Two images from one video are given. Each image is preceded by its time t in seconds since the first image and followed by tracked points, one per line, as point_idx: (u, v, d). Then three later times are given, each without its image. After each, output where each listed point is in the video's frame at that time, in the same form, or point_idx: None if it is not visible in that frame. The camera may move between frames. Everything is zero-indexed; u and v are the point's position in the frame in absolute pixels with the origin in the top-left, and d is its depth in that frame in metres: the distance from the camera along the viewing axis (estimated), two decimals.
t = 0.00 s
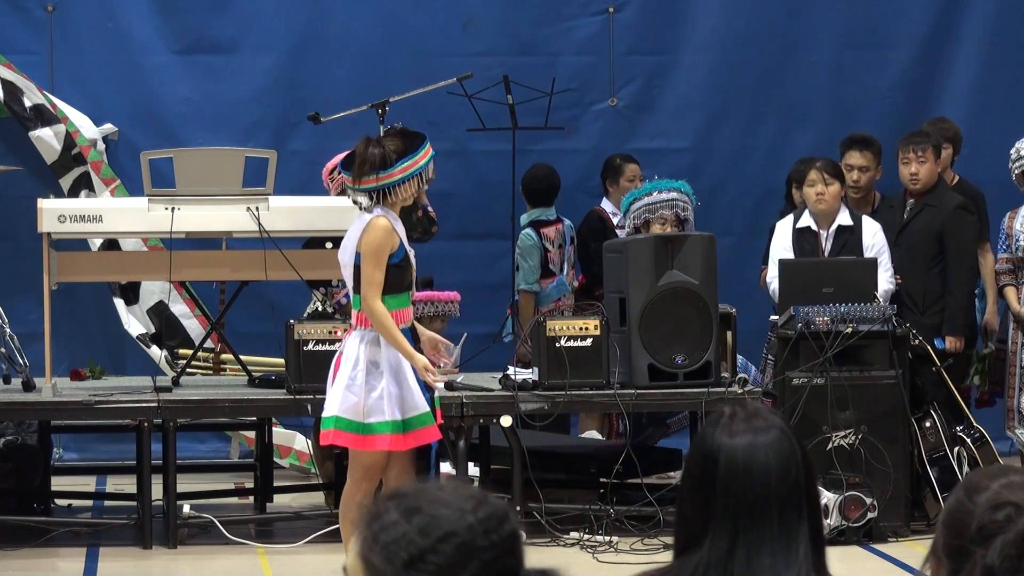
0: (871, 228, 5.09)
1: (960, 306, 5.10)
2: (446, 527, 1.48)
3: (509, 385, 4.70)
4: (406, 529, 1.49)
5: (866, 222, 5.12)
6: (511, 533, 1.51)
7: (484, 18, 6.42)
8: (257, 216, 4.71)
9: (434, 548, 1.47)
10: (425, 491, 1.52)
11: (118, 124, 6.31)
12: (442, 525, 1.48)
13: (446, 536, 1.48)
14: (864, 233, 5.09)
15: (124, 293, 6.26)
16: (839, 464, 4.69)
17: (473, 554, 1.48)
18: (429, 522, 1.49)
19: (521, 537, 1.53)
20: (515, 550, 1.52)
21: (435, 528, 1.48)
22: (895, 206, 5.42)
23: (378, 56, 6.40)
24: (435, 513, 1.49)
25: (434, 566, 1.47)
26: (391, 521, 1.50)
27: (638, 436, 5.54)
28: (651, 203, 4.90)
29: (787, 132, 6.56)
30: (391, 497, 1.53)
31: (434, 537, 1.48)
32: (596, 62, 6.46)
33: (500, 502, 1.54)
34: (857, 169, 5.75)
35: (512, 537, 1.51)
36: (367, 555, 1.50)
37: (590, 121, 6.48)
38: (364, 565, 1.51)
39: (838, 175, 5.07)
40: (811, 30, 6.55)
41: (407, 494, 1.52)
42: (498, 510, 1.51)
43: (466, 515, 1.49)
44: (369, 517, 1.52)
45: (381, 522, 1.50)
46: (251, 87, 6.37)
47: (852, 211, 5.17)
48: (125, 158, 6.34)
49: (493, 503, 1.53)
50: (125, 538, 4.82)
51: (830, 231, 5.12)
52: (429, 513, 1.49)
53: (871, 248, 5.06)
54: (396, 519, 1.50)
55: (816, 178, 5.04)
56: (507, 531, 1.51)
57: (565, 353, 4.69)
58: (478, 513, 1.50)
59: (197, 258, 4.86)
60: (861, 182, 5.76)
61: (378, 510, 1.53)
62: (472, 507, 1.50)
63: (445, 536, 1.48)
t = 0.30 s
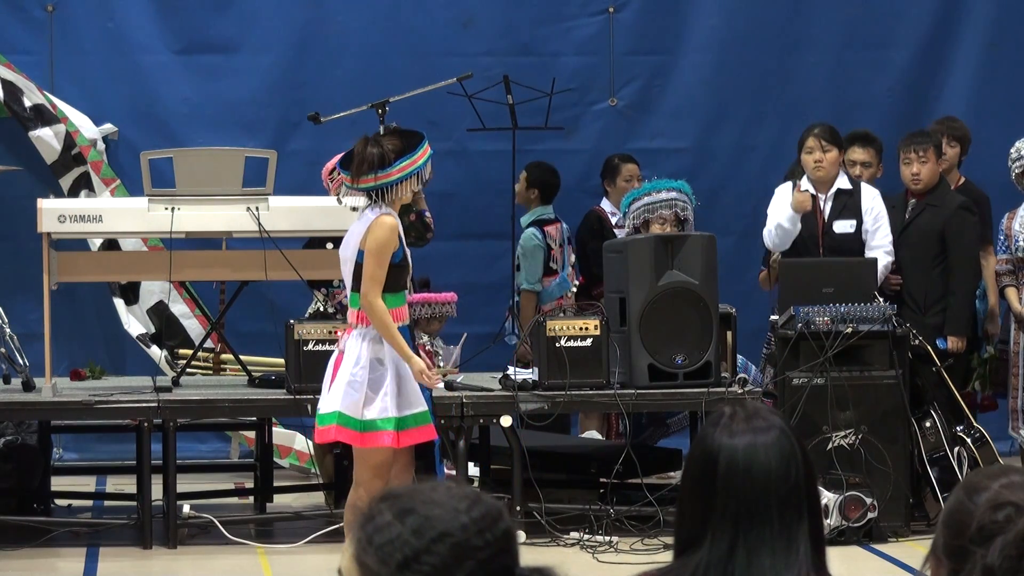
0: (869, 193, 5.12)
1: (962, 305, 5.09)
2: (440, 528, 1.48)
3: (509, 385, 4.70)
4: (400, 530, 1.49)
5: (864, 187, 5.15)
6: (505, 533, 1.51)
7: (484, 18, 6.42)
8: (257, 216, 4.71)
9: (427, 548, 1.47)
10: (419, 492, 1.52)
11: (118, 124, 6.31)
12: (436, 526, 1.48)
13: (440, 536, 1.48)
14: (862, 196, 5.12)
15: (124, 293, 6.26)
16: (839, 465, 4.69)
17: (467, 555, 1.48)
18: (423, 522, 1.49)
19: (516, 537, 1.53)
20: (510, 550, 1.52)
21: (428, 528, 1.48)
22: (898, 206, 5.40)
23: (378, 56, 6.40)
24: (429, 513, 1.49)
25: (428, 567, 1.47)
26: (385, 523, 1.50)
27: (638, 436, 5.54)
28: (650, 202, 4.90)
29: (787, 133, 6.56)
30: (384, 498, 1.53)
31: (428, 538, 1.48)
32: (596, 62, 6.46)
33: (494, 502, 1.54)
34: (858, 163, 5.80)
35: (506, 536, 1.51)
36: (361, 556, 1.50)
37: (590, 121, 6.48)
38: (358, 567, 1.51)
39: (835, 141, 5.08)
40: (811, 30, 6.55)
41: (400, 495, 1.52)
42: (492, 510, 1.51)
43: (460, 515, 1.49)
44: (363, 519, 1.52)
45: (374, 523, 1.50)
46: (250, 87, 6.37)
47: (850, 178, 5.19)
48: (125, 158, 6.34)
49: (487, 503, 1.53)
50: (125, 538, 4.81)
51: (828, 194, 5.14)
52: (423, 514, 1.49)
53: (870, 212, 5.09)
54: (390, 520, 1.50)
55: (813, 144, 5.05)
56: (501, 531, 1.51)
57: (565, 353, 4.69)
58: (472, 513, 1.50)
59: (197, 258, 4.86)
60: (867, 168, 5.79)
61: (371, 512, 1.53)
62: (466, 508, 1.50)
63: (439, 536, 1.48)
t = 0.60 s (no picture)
0: (869, 180, 5.14)
1: (965, 305, 5.09)
2: (439, 527, 1.48)
3: (509, 385, 4.70)
4: (399, 530, 1.49)
5: (864, 175, 5.17)
6: (504, 532, 1.51)
7: (484, 18, 6.42)
8: (257, 216, 4.71)
9: (426, 548, 1.47)
10: (418, 491, 1.52)
11: (118, 124, 6.31)
12: (435, 525, 1.48)
13: (439, 535, 1.48)
14: (863, 184, 5.14)
15: (124, 293, 6.26)
16: (839, 465, 4.69)
17: (466, 554, 1.48)
18: (422, 521, 1.49)
19: (516, 537, 1.53)
20: (510, 549, 1.52)
21: (427, 528, 1.48)
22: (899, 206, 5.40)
23: (378, 56, 6.40)
24: (428, 513, 1.49)
25: (427, 566, 1.47)
26: (385, 522, 1.50)
27: (638, 436, 5.54)
28: (650, 202, 4.90)
29: (787, 132, 6.56)
30: (385, 497, 1.53)
31: (427, 537, 1.48)
32: (596, 62, 6.46)
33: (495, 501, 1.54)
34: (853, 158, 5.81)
35: (505, 535, 1.51)
36: (362, 555, 1.51)
37: (590, 121, 6.48)
38: (359, 566, 1.52)
39: (837, 129, 5.11)
40: (811, 30, 6.55)
41: (400, 494, 1.52)
42: (491, 510, 1.51)
43: (459, 514, 1.49)
44: (364, 518, 1.52)
45: (374, 522, 1.51)
46: (251, 87, 6.37)
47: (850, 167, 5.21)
48: (125, 158, 6.34)
49: (487, 503, 1.53)
50: (125, 538, 4.82)
51: (828, 180, 5.15)
52: (423, 513, 1.49)
53: (870, 198, 5.10)
54: (390, 519, 1.50)
55: (816, 132, 5.07)
56: (501, 530, 1.51)
57: (565, 353, 4.69)
58: (471, 512, 1.50)
59: (197, 258, 4.86)
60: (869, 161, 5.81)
61: (371, 511, 1.53)
62: (466, 507, 1.50)
63: (439, 535, 1.48)
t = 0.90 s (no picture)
0: (869, 176, 5.14)
1: (966, 305, 5.09)
2: (440, 526, 1.48)
3: (509, 385, 4.70)
4: (401, 528, 1.49)
5: (864, 172, 5.17)
6: (506, 532, 1.51)
7: (484, 18, 6.42)
8: (257, 216, 4.71)
9: (427, 546, 1.48)
10: (421, 490, 1.52)
11: (118, 124, 6.32)
12: (437, 523, 1.48)
13: (440, 534, 1.48)
14: (862, 180, 5.14)
15: (124, 293, 6.26)
16: (839, 465, 4.69)
17: (467, 554, 1.48)
18: (424, 520, 1.49)
19: (518, 536, 1.53)
20: (512, 548, 1.52)
21: (429, 526, 1.49)
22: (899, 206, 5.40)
23: (378, 56, 6.40)
24: (430, 511, 1.49)
25: (427, 565, 1.47)
26: (387, 520, 1.50)
27: (638, 436, 5.53)
28: (648, 202, 4.90)
29: (787, 131, 6.56)
30: (388, 496, 1.53)
31: (428, 535, 1.48)
32: (597, 62, 6.46)
33: (497, 500, 1.54)
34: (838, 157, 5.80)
35: (508, 535, 1.51)
36: (364, 553, 1.51)
37: (590, 121, 6.48)
38: (360, 564, 1.52)
39: (835, 125, 5.12)
40: (811, 30, 6.55)
41: (403, 493, 1.53)
42: (493, 510, 1.51)
43: (461, 513, 1.49)
44: (366, 517, 1.53)
45: (376, 521, 1.51)
46: (251, 87, 6.37)
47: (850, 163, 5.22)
48: (125, 157, 6.34)
49: (488, 502, 1.53)
50: (125, 538, 4.82)
51: (828, 177, 5.15)
52: (424, 512, 1.49)
53: (870, 194, 5.10)
54: (392, 518, 1.50)
55: (814, 129, 5.09)
56: (502, 531, 1.51)
57: (565, 353, 4.69)
58: (473, 512, 1.50)
59: (197, 258, 4.86)
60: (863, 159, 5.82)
61: (374, 509, 1.53)
62: (468, 506, 1.50)
63: (440, 535, 1.48)
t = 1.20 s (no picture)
0: (869, 176, 5.14)
1: (966, 305, 5.10)
2: (439, 525, 1.48)
3: (509, 385, 4.71)
4: (400, 527, 1.49)
5: (864, 171, 5.16)
6: (505, 532, 1.51)
7: (484, 18, 6.42)
8: (257, 216, 4.71)
9: (426, 545, 1.48)
10: (421, 490, 1.53)
11: (118, 125, 6.32)
12: (435, 522, 1.48)
13: (438, 533, 1.48)
14: (862, 179, 5.13)
15: (124, 293, 6.26)
16: (839, 464, 4.69)
17: (466, 553, 1.48)
18: (423, 519, 1.49)
19: (517, 536, 1.53)
20: (511, 548, 1.52)
21: (428, 525, 1.49)
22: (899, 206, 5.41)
23: (378, 56, 6.40)
24: (429, 510, 1.49)
25: (425, 564, 1.47)
26: (387, 519, 1.50)
27: (638, 436, 5.53)
28: (646, 202, 4.90)
29: (787, 131, 6.56)
30: (388, 495, 1.53)
31: (426, 535, 1.48)
32: (596, 62, 6.46)
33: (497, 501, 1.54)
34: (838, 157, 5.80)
35: (507, 535, 1.51)
36: (363, 552, 1.51)
37: (590, 121, 6.48)
38: (359, 564, 1.52)
39: (834, 125, 5.10)
40: (811, 30, 6.55)
41: (402, 493, 1.53)
42: (492, 509, 1.51)
43: (459, 512, 1.50)
44: (365, 515, 1.53)
45: (375, 519, 1.51)
46: (251, 87, 6.37)
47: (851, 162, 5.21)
48: (125, 157, 6.34)
49: (487, 502, 1.53)
50: (125, 538, 4.82)
51: (828, 176, 5.15)
52: (423, 511, 1.49)
53: (870, 193, 5.10)
54: (391, 517, 1.50)
55: (814, 130, 5.07)
56: (501, 531, 1.51)
57: (565, 353, 4.69)
58: (472, 511, 1.50)
59: (197, 258, 4.86)
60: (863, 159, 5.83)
61: (374, 508, 1.53)
62: (467, 506, 1.50)
63: (438, 534, 1.48)
